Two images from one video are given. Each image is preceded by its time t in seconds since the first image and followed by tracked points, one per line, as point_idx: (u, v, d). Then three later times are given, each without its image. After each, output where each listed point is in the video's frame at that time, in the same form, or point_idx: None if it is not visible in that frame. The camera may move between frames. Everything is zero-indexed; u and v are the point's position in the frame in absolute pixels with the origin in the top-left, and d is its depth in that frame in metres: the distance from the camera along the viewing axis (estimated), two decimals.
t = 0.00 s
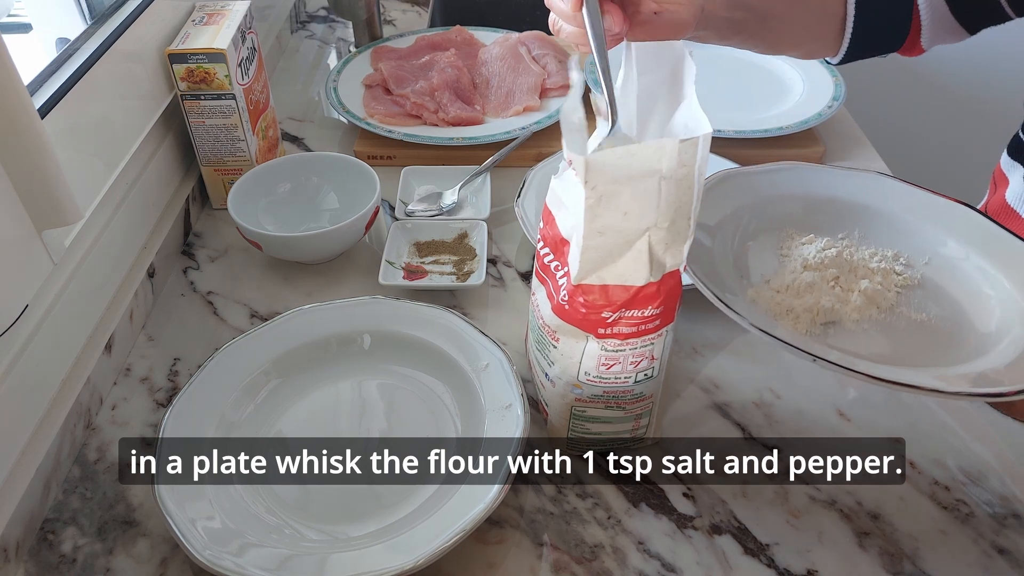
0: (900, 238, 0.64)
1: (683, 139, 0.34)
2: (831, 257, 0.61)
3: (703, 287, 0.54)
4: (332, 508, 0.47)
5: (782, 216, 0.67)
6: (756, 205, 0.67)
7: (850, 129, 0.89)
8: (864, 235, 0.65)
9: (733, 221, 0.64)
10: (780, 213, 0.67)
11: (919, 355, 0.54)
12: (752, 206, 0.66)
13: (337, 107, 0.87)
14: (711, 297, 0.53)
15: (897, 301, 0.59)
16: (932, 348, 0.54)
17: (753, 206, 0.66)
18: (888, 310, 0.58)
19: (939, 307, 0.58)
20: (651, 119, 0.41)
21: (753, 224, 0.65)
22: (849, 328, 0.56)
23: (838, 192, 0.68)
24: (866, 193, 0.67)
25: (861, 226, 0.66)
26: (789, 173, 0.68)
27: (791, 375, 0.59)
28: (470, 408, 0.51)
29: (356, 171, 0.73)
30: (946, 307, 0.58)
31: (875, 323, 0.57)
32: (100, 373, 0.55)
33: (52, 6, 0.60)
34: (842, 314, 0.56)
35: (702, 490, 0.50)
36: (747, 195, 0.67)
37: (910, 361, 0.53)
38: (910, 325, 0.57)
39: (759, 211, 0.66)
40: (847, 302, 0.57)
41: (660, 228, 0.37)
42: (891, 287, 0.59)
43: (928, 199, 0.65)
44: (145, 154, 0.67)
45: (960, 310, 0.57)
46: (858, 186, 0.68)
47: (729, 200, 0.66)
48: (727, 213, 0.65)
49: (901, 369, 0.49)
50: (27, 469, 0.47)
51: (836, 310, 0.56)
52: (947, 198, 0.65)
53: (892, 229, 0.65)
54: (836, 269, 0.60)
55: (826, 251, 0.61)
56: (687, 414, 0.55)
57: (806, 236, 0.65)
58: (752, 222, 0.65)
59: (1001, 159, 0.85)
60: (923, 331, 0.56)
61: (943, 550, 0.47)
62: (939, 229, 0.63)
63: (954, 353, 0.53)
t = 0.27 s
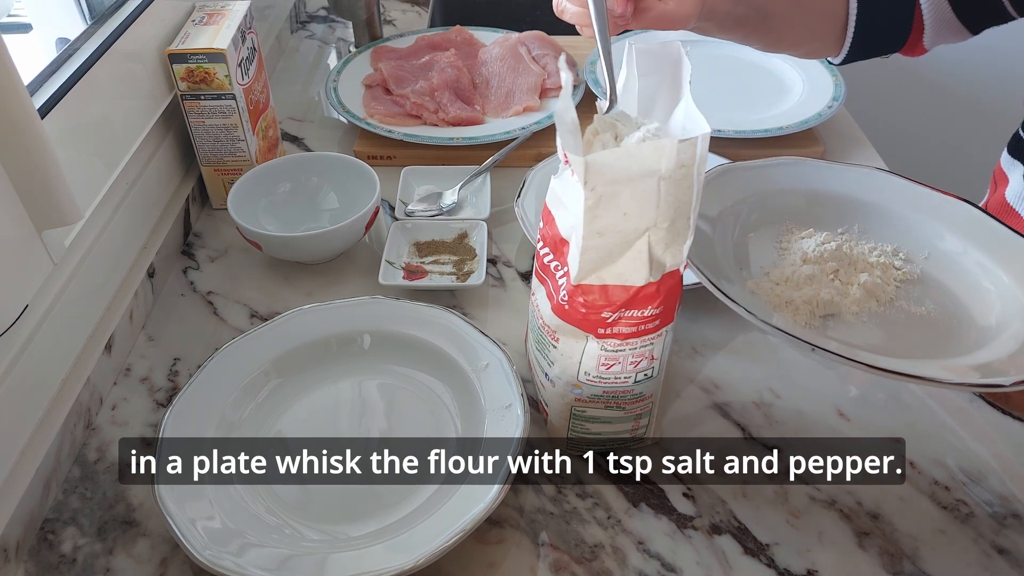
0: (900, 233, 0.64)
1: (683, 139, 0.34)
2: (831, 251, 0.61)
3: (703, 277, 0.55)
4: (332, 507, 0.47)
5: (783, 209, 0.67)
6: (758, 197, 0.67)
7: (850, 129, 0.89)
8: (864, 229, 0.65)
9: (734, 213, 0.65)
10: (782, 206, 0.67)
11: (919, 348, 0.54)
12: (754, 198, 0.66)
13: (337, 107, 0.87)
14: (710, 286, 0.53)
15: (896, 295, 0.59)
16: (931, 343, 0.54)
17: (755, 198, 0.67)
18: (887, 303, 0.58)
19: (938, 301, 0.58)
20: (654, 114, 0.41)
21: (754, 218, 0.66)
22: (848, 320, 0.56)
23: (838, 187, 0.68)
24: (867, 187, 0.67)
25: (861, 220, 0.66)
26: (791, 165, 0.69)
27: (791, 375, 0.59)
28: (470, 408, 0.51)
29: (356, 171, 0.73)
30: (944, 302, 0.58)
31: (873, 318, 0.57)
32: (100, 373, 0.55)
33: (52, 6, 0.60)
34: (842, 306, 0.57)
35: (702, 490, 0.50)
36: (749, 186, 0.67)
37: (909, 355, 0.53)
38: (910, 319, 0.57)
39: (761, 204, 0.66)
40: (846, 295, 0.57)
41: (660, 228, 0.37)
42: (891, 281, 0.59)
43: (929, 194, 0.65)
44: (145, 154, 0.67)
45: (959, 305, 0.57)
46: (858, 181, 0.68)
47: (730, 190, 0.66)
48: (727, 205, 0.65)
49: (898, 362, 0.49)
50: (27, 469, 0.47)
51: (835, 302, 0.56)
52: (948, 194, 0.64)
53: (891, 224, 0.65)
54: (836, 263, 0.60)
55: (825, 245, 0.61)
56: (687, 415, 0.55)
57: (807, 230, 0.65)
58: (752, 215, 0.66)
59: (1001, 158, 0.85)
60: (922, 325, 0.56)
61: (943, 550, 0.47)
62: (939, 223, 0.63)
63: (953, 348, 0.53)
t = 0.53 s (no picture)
0: (901, 232, 0.64)
1: (683, 139, 0.34)
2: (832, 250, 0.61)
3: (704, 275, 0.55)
4: (332, 507, 0.47)
5: (784, 208, 0.67)
6: (760, 195, 0.67)
7: (850, 129, 0.89)
8: (865, 229, 0.65)
9: (736, 212, 0.65)
10: (783, 206, 0.67)
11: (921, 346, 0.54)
12: (754, 197, 0.67)
13: (337, 107, 0.87)
14: (711, 285, 0.53)
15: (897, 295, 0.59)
16: (932, 342, 0.54)
17: (757, 197, 0.67)
18: (888, 303, 0.58)
19: (939, 300, 0.58)
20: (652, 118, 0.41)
21: (755, 217, 0.66)
22: (850, 320, 0.56)
23: (839, 187, 0.68)
24: (868, 187, 0.67)
25: (863, 220, 0.66)
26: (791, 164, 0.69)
27: (791, 375, 0.59)
28: (470, 408, 0.51)
29: (356, 171, 0.73)
30: (945, 301, 0.58)
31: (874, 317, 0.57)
32: (100, 373, 0.55)
33: (52, 6, 0.60)
34: (844, 306, 0.57)
35: (702, 490, 0.50)
36: (750, 185, 0.67)
37: (909, 354, 0.53)
38: (910, 318, 0.57)
39: (762, 203, 0.67)
40: (848, 295, 0.57)
41: (660, 228, 0.37)
42: (892, 281, 0.60)
43: (930, 193, 0.65)
44: (145, 154, 0.67)
45: (961, 304, 0.57)
46: (860, 180, 0.68)
47: (732, 188, 0.66)
48: (727, 203, 0.65)
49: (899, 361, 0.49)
50: (27, 469, 0.47)
51: (837, 302, 0.56)
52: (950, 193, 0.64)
53: (892, 224, 0.65)
54: (838, 263, 0.61)
55: (826, 245, 0.62)
56: (687, 415, 0.55)
57: (808, 230, 0.65)
58: (754, 214, 0.66)
59: (1002, 158, 0.85)
60: (923, 324, 0.56)
61: (943, 551, 0.47)
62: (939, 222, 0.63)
63: (955, 347, 0.53)
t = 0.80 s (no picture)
0: (904, 232, 0.64)
1: (683, 139, 0.34)
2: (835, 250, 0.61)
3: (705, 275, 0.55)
4: (332, 507, 0.47)
5: (785, 206, 0.67)
6: (762, 194, 0.67)
7: (850, 129, 0.89)
8: (868, 228, 0.65)
9: (738, 211, 0.65)
10: (785, 204, 0.67)
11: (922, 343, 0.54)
12: (756, 196, 0.67)
13: (337, 107, 0.87)
14: (713, 284, 0.53)
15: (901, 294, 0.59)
16: (936, 342, 0.54)
17: (758, 196, 0.67)
18: (892, 303, 0.58)
19: (942, 300, 0.58)
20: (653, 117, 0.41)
21: (757, 216, 0.66)
22: (854, 320, 0.56)
23: (842, 186, 0.68)
24: (870, 186, 0.67)
25: (865, 219, 0.66)
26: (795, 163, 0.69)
27: (791, 375, 0.59)
28: (470, 408, 0.51)
29: (356, 171, 0.73)
30: (949, 301, 0.58)
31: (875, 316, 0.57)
32: (100, 373, 0.55)
33: (52, 6, 0.60)
34: (847, 307, 0.57)
35: (702, 490, 0.50)
36: (751, 184, 0.67)
37: (911, 354, 0.53)
38: (914, 319, 0.57)
39: (764, 202, 0.67)
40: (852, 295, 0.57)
41: (660, 228, 0.37)
42: (895, 281, 0.60)
43: (933, 193, 0.65)
44: (145, 154, 0.67)
45: (964, 304, 0.57)
46: (862, 180, 0.68)
47: (734, 188, 0.66)
48: (730, 203, 0.65)
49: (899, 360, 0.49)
50: (27, 469, 0.47)
51: (841, 302, 0.56)
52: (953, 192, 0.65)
53: (894, 223, 0.65)
54: (841, 262, 0.61)
55: (829, 245, 0.62)
56: (687, 415, 0.55)
57: (810, 229, 0.65)
58: (754, 213, 0.66)
59: (1003, 158, 0.85)
60: (926, 324, 0.56)
61: (943, 551, 0.47)
62: (942, 222, 0.63)
63: (959, 347, 0.53)
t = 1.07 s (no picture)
0: (904, 227, 0.64)
1: (683, 139, 0.34)
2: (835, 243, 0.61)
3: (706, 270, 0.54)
4: (332, 507, 0.47)
5: (786, 202, 0.67)
6: (761, 189, 0.67)
7: (850, 129, 0.89)
8: (868, 223, 0.65)
9: (737, 205, 0.65)
10: (785, 201, 0.67)
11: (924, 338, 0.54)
12: (757, 191, 0.67)
13: (337, 107, 0.87)
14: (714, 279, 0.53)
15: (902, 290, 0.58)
16: (936, 337, 0.54)
17: (758, 190, 0.67)
18: (892, 297, 0.58)
19: (943, 295, 0.58)
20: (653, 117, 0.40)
21: (757, 211, 0.66)
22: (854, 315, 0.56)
23: (842, 181, 0.68)
24: (871, 182, 0.67)
25: (866, 214, 0.66)
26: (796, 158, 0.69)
27: (791, 375, 0.59)
28: (470, 408, 0.51)
29: (355, 171, 0.73)
30: (950, 297, 0.58)
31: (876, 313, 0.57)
32: (100, 373, 0.55)
33: (52, 6, 0.60)
34: (847, 300, 0.57)
35: (702, 490, 0.50)
36: (752, 179, 0.67)
37: (911, 349, 0.53)
38: (915, 314, 0.57)
39: (765, 197, 0.67)
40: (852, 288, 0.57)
41: (660, 228, 0.37)
42: (896, 275, 0.59)
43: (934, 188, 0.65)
44: (145, 154, 0.67)
45: (965, 299, 0.57)
46: (863, 175, 0.68)
47: (734, 183, 0.66)
48: (730, 197, 0.65)
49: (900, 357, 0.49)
50: (27, 469, 0.47)
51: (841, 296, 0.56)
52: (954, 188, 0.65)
53: (896, 219, 0.65)
54: (841, 256, 0.60)
55: (829, 238, 0.61)
56: (687, 415, 0.55)
57: (810, 223, 0.65)
58: (755, 208, 0.66)
59: (1005, 157, 0.85)
60: (927, 319, 0.56)
61: (943, 551, 0.47)
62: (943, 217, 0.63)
63: (959, 343, 0.53)
